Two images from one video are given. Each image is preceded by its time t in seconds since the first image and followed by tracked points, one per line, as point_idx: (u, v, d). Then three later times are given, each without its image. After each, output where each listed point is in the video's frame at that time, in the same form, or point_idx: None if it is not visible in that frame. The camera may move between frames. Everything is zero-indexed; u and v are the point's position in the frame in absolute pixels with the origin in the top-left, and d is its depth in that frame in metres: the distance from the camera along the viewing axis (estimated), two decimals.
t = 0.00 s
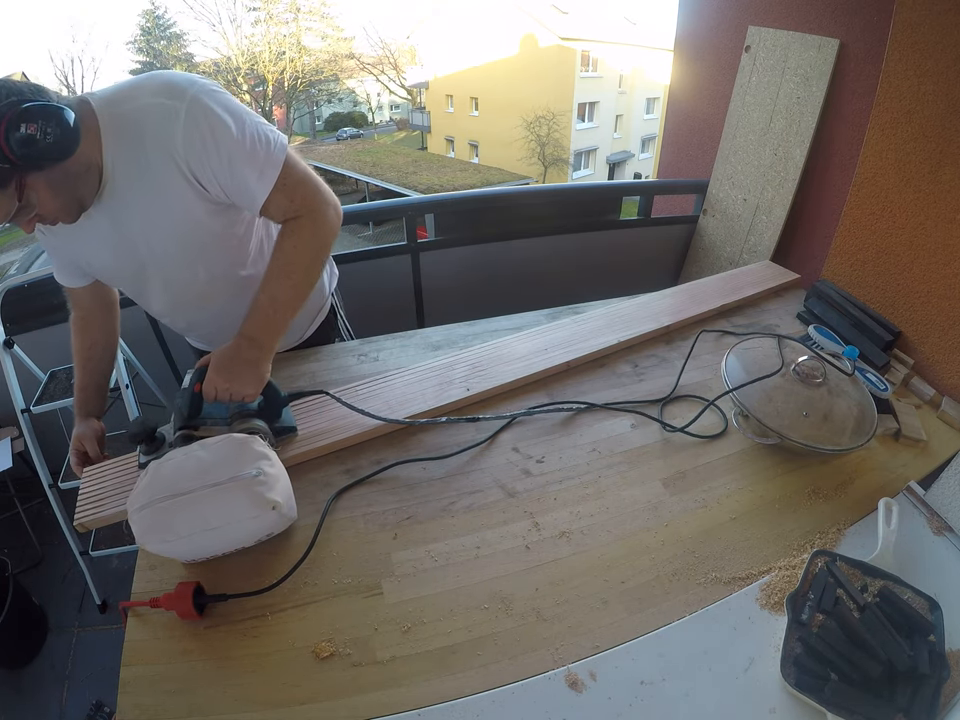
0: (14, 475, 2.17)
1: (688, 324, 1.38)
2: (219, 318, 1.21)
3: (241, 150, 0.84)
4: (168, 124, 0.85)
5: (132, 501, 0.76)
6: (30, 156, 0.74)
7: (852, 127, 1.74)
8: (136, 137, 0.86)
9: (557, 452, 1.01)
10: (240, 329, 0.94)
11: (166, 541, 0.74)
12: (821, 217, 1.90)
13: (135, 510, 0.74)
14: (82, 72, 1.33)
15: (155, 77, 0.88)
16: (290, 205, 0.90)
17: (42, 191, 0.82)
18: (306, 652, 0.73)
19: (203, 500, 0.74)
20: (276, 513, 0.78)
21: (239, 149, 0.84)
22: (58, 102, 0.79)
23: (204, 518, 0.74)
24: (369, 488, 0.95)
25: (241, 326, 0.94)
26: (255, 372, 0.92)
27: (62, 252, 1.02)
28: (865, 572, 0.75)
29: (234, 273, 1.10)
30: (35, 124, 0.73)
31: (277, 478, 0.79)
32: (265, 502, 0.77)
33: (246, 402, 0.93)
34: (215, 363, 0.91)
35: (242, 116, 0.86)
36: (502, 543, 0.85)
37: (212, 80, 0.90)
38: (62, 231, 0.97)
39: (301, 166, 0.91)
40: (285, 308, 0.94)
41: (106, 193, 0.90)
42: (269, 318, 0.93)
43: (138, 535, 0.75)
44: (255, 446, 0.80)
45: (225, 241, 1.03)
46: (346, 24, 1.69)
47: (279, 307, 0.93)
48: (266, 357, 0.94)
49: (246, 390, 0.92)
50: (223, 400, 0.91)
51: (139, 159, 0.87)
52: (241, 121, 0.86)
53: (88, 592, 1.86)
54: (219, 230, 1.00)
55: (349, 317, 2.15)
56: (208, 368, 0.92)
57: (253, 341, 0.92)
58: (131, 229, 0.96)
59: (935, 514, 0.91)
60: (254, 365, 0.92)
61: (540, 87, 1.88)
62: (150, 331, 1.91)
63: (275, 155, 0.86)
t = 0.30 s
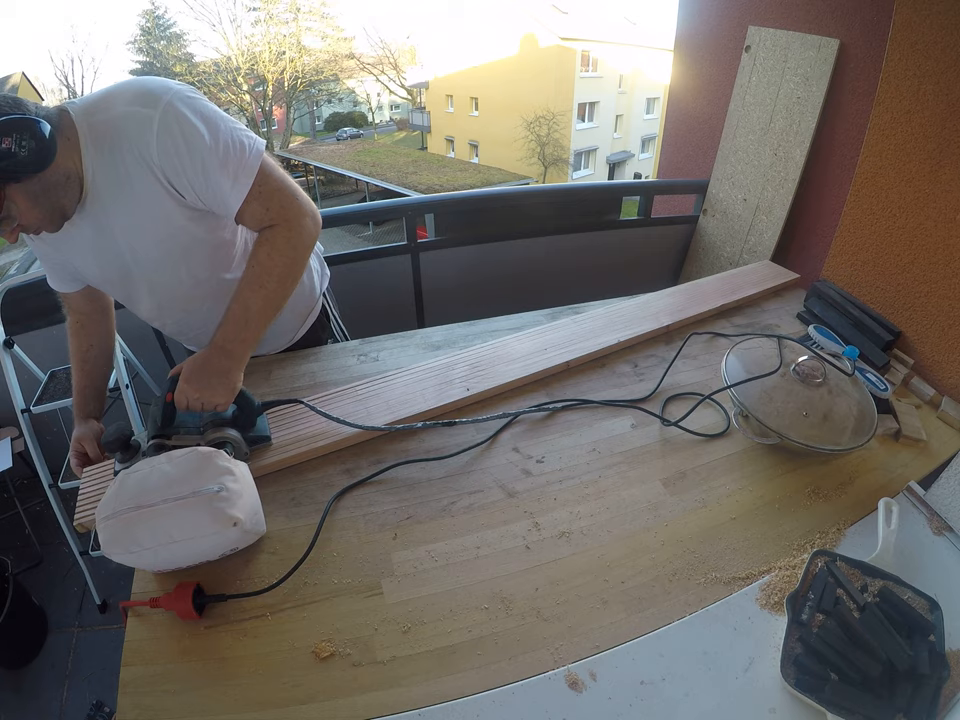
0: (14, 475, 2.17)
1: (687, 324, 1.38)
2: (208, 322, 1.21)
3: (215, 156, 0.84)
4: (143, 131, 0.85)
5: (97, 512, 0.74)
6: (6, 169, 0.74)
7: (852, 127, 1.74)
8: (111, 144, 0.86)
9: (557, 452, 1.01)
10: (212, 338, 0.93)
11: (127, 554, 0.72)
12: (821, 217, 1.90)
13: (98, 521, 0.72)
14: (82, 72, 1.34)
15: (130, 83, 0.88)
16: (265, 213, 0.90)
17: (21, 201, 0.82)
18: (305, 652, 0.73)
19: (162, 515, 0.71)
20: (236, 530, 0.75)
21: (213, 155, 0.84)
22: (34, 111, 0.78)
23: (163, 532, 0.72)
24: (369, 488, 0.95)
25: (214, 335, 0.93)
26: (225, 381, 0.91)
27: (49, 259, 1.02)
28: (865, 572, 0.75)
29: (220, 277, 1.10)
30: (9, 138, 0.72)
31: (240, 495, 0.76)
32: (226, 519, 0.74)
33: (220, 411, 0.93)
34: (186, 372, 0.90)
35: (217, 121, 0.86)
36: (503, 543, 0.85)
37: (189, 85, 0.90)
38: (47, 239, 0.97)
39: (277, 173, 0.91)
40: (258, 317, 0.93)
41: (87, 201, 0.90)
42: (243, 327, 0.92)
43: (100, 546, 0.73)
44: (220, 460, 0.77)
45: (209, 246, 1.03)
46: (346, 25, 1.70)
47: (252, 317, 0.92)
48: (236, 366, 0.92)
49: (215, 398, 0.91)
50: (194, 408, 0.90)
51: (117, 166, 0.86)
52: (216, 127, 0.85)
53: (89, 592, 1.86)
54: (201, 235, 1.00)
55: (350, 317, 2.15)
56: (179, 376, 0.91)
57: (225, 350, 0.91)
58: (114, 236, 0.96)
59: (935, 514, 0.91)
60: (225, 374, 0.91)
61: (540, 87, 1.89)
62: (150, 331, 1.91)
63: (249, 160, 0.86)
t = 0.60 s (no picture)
0: (14, 475, 2.17)
1: (686, 324, 1.38)
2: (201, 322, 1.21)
3: (196, 160, 0.84)
4: (124, 135, 0.84)
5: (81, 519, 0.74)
6: None
7: (852, 126, 1.74)
8: (94, 148, 0.85)
9: (557, 452, 1.01)
10: (195, 343, 0.91)
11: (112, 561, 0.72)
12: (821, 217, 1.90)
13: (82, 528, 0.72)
14: (82, 72, 1.34)
15: (113, 86, 0.87)
16: (247, 219, 0.90)
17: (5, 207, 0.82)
18: (305, 652, 0.73)
19: (145, 519, 0.71)
20: (219, 530, 0.75)
21: (195, 158, 0.84)
22: (20, 117, 0.78)
23: (146, 536, 0.72)
24: (369, 488, 0.95)
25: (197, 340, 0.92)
26: (206, 387, 0.89)
27: (38, 262, 1.02)
28: (865, 572, 0.75)
29: (209, 279, 1.10)
30: None
31: (221, 495, 0.76)
32: (207, 520, 0.74)
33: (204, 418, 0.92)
34: (168, 379, 0.89)
35: (199, 124, 0.86)
36: (503, 543, 0.85)
37: (172, 88, 0.90)
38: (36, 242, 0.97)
39: (260, 178, 0.91)
40: (241, 322, 0.92)
41: (74, 205, 0.89)
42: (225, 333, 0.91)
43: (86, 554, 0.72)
44: (200, 461, 0.77)
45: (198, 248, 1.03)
46: (346, 25, 1.70)
47: (233, 322, 0.91)
48: (219, 371, 0.91)
49: (198, 405, 0.89)
50: (175, 414, 0.89)
51: (101, 169, 0.86)
52: (196, 130, 0.85)
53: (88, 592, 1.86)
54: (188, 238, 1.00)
55: (350, 317, 2.15)
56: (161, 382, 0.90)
57: (207, 356, 0.90)
58: (102, 239, 0.96)
59: (935, 514, 0.91)
60: (207, 381, 0.89)
61: (540, 87, 1.89)
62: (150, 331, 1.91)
63: (232, 164, 0.86)
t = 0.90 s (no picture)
0: (14, 475, 2.17)
1: (686, 324, 1.38)
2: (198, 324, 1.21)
3: (185, 164, 0.84)
4: (116, 138, 0.84)
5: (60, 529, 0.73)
6: None
7: (852, 126, 1.74)
8: (86, 152, 0.85)
9: (557, 452, 1.01)
10: (179, 349, 0.91)
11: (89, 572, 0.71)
12: (821, 217, 1.90)
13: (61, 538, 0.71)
14: (82, 72, 1.34)
15: (105, 88, 0.87)
16: (235, 226, 0.89)
17: None
18: (306, 652, 0.73)
19: (123, 531, 0.71)
20: (196, 545, 0.74)
21: (184, 163, 0.84)
22: (12, 121, 0.78)
23: (123, 549, 0.71)
24: (369, 488, 0.95)
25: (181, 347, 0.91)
26: (189, 393, 0.88)
27: (36, 265, 1.03)
28: (865, 572, 0.75)
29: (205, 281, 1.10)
30: None
31: (200, 509, 0.76)
32: (184, 534, 0.73)
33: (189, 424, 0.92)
34: (150, 384, 0.88)
35: (190, 127, 0.86)
36: (503, 543, 0.85)
37: (165, 90, 0.89)
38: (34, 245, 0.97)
39: (250, 183, 0.90)
40: (226, 328, 0.91)
41: (68, 209, 0.89)
42: (210, 340, 0.91)
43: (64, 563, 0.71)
44: (180, 475, 0.76)
45: (193, 250, 1.03)
46: (347, 25, 1.70)
47: (219, 329, 0.90)
48: (202, 377, 0.90)
49: (179, 411, 0.88)
50: (158, 420, 0.88)
51: (94, 171, 0.86)
52: (186, 134, 0.85)
53: (88, 592, 1.86)
54: (181, 240, 1.00)
55: (350, 317, 2.15)
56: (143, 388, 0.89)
57: (190, 363, 0.89)
58: (98, 243, 0.96)
59: (935, 514, 0.91)
60: (191, 387, 0.89)
61: (540, 87, 1.89)
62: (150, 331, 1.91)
63: (222, 168, 0.85)
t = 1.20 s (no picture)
0: (14, 475, 2.17)
1: (687, 324, 1.38)
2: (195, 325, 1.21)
3: (175, 168, 0.84)
4: (106, 141, 0.84)
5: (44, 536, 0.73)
6: None
7: (852, 126, 1.74)
8: (78, 155, 0.85)
9: (557, 452, 1.01)
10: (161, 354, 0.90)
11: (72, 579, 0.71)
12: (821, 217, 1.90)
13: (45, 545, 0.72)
14: (82, 72, 1.35)
15: (98, 91, 0.88)
16: (223, 233, 0.90)
17: None
18: (306, 652, 0.73)
19: (103, 538, 0.71)
20: (176, 551, 0.74)
21: (173, 167, 0.84)
22: (4, 125, 0.79)
23: (103, 556, 0.71)
24: (369, 489, 0.95)
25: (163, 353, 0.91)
26: (171, 400, 0.88)
27: (32, 266, 1.03)
28: (865, 572, 0.75)
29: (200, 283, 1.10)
30: None
31: (179, 515, 0.76)
32: (164, 540, 0.73)
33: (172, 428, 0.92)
34: (131, 390, 0.87)
35: (181, 131, 0.86)
36: (503, 543, 0.85)
37: (157, 93, 0.90)
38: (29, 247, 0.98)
39: (238, 191, 0.91)
40: (210, 335, 0.91)
41: (62, 212, 0.90)
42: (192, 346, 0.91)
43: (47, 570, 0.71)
44: (159, 482, 0.76)
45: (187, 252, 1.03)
46: (346, 25, 1.70)
47: (203, 335, 0.90)
48: (183, 383, 0.89)
49: (161, 417, 0.88)
50: (140, 426, 0.87)
51: (86, 174, 0.86)
52: (176, 138, 0.85)
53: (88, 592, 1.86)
54: (175, 243, 1.00)
55: (349, 317, 2.15)
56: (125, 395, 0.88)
57: (172, 368, 0.89)
58: (93, 245, 0.96)
59: (935, 514, 0.91)
60: (172, 392, 0.88)
61: (540, 87, 1.89)
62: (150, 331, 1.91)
63: (211, 174, 0.86)
